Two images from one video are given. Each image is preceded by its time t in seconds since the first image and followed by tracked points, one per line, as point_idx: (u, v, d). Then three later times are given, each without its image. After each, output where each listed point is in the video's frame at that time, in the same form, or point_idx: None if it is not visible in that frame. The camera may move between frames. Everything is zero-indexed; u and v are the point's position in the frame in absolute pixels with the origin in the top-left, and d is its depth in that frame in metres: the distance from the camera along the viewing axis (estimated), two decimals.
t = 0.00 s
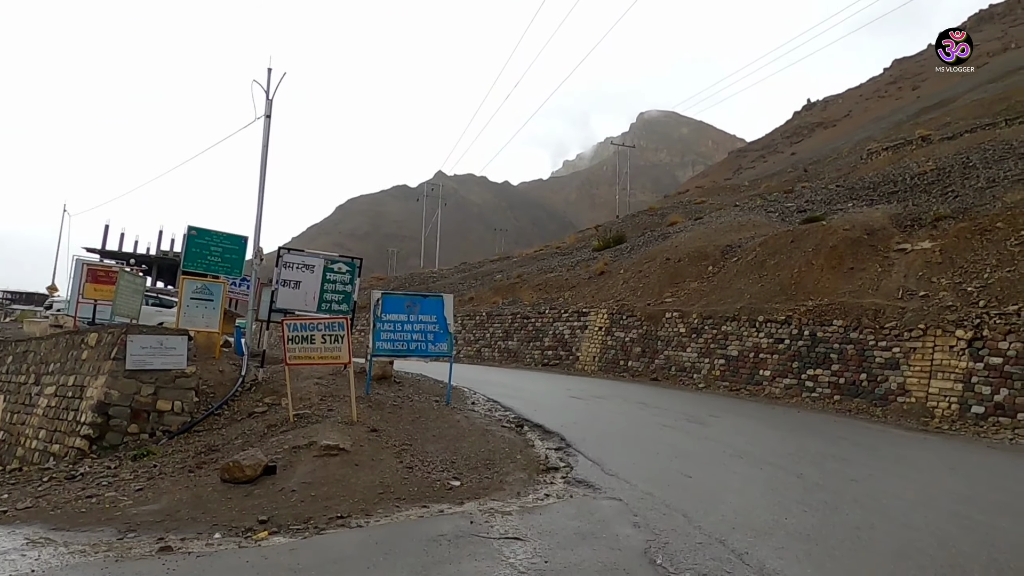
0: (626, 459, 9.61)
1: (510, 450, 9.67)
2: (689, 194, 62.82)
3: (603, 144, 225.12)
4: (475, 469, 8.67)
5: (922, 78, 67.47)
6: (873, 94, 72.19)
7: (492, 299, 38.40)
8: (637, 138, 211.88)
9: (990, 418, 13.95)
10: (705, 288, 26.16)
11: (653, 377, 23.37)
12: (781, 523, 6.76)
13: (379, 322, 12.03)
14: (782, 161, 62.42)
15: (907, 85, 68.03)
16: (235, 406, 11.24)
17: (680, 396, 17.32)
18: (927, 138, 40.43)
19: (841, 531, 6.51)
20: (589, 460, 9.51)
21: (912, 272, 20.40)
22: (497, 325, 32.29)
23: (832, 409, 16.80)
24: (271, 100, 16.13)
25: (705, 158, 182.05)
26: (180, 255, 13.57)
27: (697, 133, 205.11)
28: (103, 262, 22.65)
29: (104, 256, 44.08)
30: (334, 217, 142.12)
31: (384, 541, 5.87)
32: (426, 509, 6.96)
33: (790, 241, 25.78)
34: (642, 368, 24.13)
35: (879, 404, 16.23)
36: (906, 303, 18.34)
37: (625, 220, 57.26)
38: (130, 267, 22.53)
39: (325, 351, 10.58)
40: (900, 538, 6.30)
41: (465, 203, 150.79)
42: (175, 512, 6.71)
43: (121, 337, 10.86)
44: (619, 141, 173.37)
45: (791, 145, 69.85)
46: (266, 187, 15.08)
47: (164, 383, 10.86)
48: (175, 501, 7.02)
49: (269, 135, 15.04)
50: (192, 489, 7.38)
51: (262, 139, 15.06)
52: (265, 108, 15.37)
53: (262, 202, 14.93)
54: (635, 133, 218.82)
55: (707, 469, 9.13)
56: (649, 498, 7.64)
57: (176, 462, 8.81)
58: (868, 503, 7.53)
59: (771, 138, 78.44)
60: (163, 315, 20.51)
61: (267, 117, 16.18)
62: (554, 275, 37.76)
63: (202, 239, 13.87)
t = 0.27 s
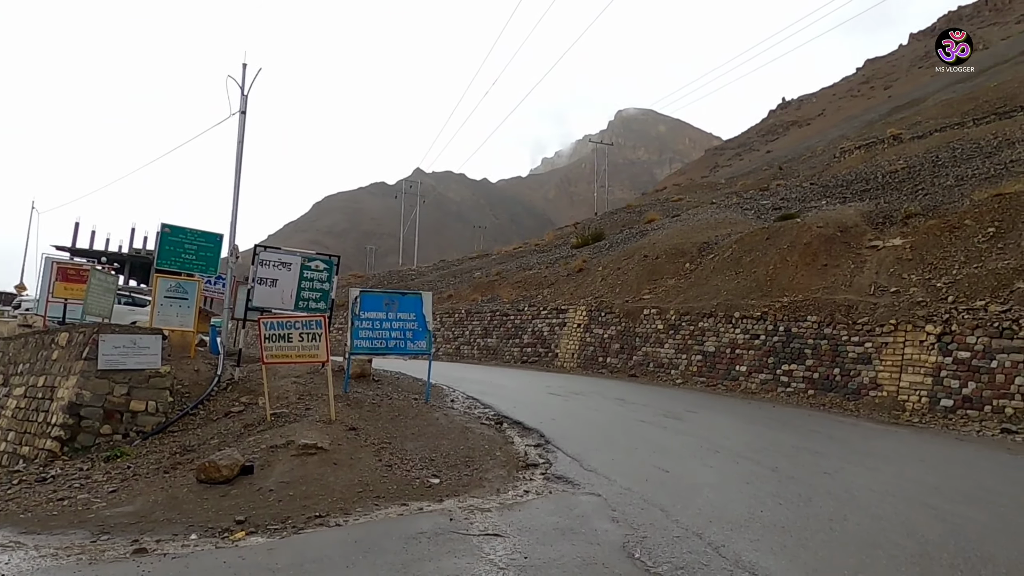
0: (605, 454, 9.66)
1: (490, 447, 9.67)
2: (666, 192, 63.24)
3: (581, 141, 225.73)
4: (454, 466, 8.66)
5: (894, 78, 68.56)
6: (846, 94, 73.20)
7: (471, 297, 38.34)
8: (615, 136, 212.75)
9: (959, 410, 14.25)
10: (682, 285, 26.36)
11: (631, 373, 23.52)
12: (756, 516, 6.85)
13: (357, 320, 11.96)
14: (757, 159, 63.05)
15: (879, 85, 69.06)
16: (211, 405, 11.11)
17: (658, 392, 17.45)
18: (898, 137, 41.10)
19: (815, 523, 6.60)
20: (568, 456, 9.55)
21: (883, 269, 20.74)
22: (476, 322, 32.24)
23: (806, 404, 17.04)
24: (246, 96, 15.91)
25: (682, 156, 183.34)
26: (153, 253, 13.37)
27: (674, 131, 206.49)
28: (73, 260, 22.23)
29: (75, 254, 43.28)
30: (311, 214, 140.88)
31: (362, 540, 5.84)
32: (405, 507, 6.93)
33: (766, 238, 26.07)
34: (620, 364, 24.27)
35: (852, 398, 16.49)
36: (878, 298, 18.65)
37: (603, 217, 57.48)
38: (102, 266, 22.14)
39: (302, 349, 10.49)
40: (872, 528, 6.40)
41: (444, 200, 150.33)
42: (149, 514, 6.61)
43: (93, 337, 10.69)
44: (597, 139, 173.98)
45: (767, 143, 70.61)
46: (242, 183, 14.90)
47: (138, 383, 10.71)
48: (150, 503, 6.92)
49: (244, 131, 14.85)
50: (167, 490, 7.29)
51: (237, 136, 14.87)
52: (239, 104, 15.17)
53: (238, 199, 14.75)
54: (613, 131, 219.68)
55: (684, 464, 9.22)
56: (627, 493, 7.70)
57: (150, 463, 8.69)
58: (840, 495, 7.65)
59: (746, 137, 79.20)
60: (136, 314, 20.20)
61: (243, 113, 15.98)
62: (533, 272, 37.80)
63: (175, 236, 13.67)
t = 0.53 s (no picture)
0: (593, 452, 9.68)
1: (479, 447, 9.66)
2: (652, 189, 63.44)
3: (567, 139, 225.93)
4: (443, 467, 8.64)
5: (875, 73, 69.16)
6: (829, 89, 73.75)
7: (458, 296, 38.28)
8: (600, 133, 213.12)
9: (942, 401, 14.40)
10: (669, 281, 26.47)
11: (619, 370, 23.58)
12: (743, 511, 6.88)
13: (343, 321, 11.90)
14: (741, 155, 63.37)
15: (860, 80, 69.60)
16: (196, 409, 11.01)
17: (645, 388, 17.50)
18: (880, 132, 41.45)
19: (801, 517, 6.65)
20: (556, 454, 9.56)
21: (867, 263, 20.92)
22: (464, 321, 32.20)
23: (792, 397, 17.17)
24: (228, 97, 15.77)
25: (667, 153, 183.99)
26: (136, 256, 13.23)
27: (659, 128, 207.16)
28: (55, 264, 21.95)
29: (56, 258, 42.72)
30: (296, 214, 140.06)
31: (351, 543, 5.81)
32: (394, 509, 6.91)
33: (751, 234, 26.21)
34: (608, 361, 24.33)
35: (837, 391, 16.63)
36: (862, 292, 18.82)
37: (589, 215, 57.57)
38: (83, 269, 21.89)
39: (289, 352, 10.43)
40: (858, 521, 6.45)
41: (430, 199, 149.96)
42: (134, 521, 6.55)
43: (74, 342, 10.58)
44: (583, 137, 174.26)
45: (751, 139, 71.01)
46: (225, 185, 14.78)
47: (121, 388, 10.61)
48: (135, 509, 6.86)
49: (226, 132, 14.72)
50: (152, 496, 7.22)
51: (220, 137, 14.74)
52: (221, 105, 15.03)
53: (221, 200, 14.63)
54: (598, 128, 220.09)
55: (672, 460, 9.25)
56: (616, 490, 7.71)
57: (135, 469, 8.61)
58: (827, 489, 7.71)
59: (730, 133, 79.59)
60: (119, 318, 19.99)
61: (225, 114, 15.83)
62: (520, 270, 37.79)
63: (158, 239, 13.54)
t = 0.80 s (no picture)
0: (596, 445, 9.66)
1: (482, 443, 9.63)
2: (650, 181, 63.35)
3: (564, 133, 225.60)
4: (447, 463, 8.62)
5: (872, 61, 69.00)
6: (826, 78, 73.58)
7: (458, 292, 38.25)
8: (598, 126, 212.76)
9: (944, 389, 14.39)
10: (669, 274, 26.43)
11: (620, 363, 23.56)
12: (749, 502, 6.85)
13: (344, 319, 11.86)
14: (740, 146, 63.25)
15: (857, 69, 69.43)
16: (198, 410, 10.99)
17: (648, 381, 17.49)
18: (878, 120, 41.37)
19: (806, 507, 6.62)
20: (560, 448, 9.53)
21: (867, 252, 20.88)
22: (464, 317, 32.16)
23: (795, 387, 17.16)
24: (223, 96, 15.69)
25: (664, 145, 183.73)
26: (135, 257, 13.18)
27: (656, 121, 206.86)
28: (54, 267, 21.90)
29: (55, 261, 42.67)
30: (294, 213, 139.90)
31: (354, 540, 5.80)
32: (398, 506, 6.88)
33: (751, 224, 26.14)
34: (610, 355, 24.31)
35: (839, 380, 16.62)
36: (863, 281, 18.79)
37: (588, 208, 57.51)
38: (82, 272, 21.85)
39: (289, 351, 10.39)
40: (863, 510, 6.43)
41: (428, 196, 149.80)
42: (138, 523, 6.54)
43: (74, 345, 10.54)
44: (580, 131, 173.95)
45: (748, 130, 70.85)
46: (222, 184, 14.71)
47: (123, 390, 10.58)
48: (138, 511, 6.83)
49: (223, 131, 14.66)
50: (154, 498, 7.20)
51: (216, 136, 14.67)
52: (218, 104, 14.97)
53: (219, 200, 14.57)
54: (595, 121, 219.71)
55: (676, 452, 9.22)
56: (620, 483, 7.69)
57: (138, 470, 8.58)
58: (831, 478, 7.68)
59: (728, 124, 79.43)
60: (120, 320, 19.95)
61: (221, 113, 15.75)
62: (519, 265, 37.75)
63: (156, 240, 13.49)
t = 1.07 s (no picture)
0: (602, 434, 9.61)
1: (488, 432, 9.59)
2: (652, 169, 63.07)
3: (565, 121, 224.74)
4: (452, 453, 8.58)
5: (875, 44, 68.45)
6: (828, 62, 73.06)
7: (461, 282, 38.19)
8: (598, 114, 211.77)
9: (952, 372, 14.31)
10: (673, 261, 26.32)
11: (624, 351, 23.51)
12: (759, 489, 6.79)
13: (347, 310, 11.80)
14: (742, 132, 62.90)
15: (860, 52, 68.88)
16: (203, 403, 10.96)
17: (652, 368, 17.44)
18: (881, 104, 41.05)
19: (816, 493, 6.56)
20: (566, 437, 9.49)
21: (872, 236, 20.75)
22: (468, 307, 32.11)
23: (800, 373, 17.09)
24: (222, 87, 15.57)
25: (666, 132, 182.91)
26: (136, 251, 13.12)
27: (657, 108, 205.87)
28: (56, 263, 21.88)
29: (57, 256, 42.67)
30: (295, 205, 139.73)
31: (361, 532, 5.76)
32: (404, 497, 6.84)
33: (754, 210, 26.00)
34: (614, 343, 24.25)
35: (845, 365, 16.55)
36: (868, 266, 18.67)
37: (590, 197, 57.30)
38: (84, 267, 21.82)
39: (293, 343, 10.34)
40: (874, 496, 6.36)
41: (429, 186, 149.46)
42: (144, 516, 6.51)
43: (77, 339, 10.49)
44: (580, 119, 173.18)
45: (750, 115, 70.44)
46: (223, 176, 14.62)
47: (126, 384, 10.55)
48: (144, 505, 6.80)
49: (223, 123, 14.55)
50: (160, 491, 7.17)
51: (216, 128, 14.57)
52: (216, 95, 14.85)
53: (219, 192, 14.48)
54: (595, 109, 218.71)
55: (683, 439, 9.17)
56: (628, 471, 7.64)
57: (143, 464, 8.55)
58: (840, 464, 7.62)
59: (730, 110, 78.95)
60: (123, 314, 19.93)
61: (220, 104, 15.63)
62: (522, 254, 37.65)
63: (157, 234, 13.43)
